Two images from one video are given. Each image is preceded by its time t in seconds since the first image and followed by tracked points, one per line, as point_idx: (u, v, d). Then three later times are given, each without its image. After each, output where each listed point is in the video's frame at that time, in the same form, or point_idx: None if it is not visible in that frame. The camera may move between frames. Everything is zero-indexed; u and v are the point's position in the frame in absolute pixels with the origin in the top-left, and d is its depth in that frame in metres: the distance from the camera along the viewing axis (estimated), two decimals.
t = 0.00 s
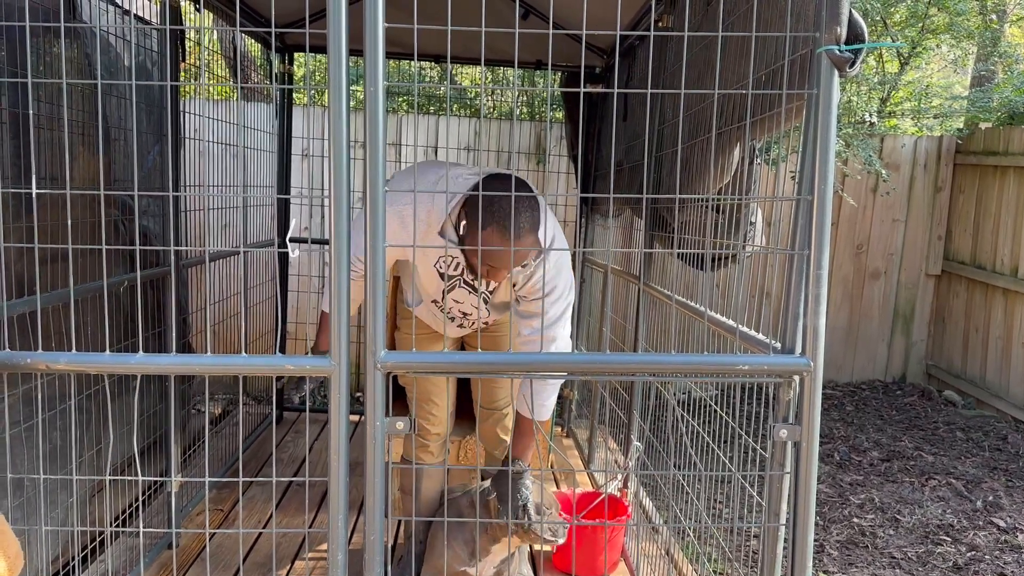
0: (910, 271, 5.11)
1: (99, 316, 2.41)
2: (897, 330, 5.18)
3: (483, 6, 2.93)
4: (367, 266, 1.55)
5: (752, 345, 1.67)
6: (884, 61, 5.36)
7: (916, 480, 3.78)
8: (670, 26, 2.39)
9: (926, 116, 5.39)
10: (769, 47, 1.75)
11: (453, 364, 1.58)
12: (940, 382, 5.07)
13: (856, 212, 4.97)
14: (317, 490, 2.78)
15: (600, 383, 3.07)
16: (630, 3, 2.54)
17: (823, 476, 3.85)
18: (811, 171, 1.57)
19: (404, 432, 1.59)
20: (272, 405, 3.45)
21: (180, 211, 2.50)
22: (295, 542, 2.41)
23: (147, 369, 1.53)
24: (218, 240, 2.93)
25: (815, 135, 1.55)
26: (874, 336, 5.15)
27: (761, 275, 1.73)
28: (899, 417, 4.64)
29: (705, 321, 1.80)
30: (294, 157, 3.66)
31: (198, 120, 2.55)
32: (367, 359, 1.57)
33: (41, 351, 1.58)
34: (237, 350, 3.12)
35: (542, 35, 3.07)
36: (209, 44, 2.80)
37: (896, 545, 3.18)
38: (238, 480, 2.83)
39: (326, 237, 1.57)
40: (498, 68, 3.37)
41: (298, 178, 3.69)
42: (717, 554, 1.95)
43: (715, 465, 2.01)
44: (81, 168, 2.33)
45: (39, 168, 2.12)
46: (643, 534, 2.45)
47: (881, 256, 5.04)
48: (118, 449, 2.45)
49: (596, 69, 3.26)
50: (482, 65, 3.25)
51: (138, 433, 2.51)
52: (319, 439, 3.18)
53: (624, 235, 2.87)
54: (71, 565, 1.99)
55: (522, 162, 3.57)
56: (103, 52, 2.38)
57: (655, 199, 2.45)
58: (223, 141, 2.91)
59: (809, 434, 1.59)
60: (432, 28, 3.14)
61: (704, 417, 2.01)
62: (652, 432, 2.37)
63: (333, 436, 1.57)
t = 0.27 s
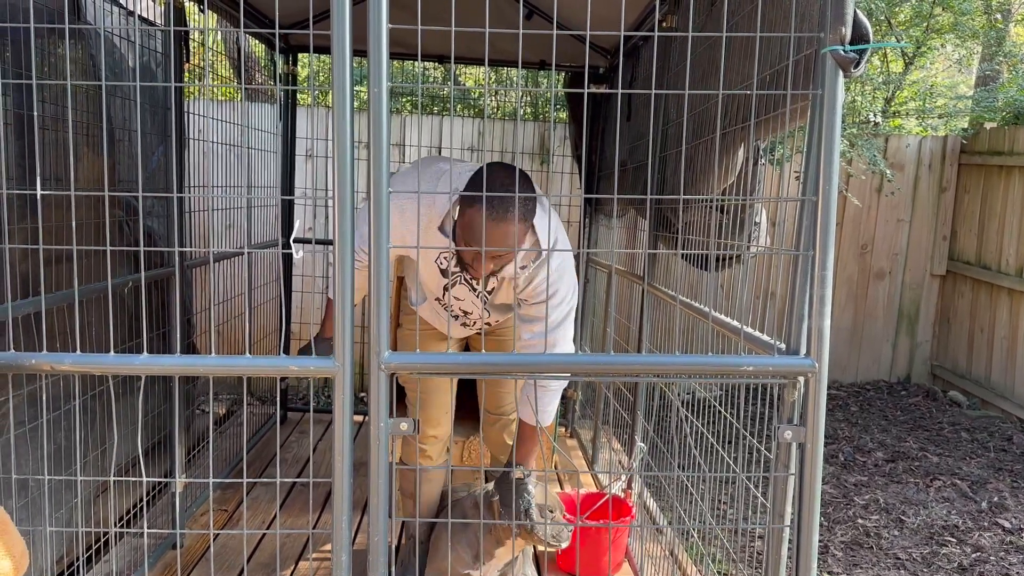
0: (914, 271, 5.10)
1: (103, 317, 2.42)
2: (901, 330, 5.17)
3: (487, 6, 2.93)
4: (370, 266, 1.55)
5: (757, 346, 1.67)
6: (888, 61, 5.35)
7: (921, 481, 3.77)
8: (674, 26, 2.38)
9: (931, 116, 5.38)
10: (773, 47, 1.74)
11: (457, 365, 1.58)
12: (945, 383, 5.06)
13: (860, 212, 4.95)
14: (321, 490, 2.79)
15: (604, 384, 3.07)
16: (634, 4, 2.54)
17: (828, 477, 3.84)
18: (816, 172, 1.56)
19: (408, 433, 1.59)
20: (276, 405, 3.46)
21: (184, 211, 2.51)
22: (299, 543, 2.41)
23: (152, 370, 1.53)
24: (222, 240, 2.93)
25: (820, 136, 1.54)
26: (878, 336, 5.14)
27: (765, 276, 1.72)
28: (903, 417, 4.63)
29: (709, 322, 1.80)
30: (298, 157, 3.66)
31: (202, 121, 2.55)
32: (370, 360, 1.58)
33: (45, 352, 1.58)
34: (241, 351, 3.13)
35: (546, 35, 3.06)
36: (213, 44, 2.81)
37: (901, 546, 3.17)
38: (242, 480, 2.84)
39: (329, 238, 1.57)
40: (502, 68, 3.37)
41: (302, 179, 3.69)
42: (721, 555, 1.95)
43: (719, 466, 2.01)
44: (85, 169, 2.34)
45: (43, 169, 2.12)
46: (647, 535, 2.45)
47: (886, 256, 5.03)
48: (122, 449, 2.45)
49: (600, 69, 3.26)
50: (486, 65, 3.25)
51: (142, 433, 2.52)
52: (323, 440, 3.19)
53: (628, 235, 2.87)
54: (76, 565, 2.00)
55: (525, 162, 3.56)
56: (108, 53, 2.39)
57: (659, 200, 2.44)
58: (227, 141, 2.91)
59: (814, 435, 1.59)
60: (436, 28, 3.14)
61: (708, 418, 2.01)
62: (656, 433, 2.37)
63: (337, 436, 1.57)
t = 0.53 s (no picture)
0: (919, 272, 5.09)
1: (107, 316, 2.42)
2: (906, 331, 5.16)
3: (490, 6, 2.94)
4: (372, 266, 1.55)
5: (761, 346, 1.66)
6: (893, 61, 5.34)
7: (925, 482, 3.76)
8: (678, 26, 2.38)
9: (935, 115, 5.36)
10: (777, 46, 1.74)
11: (459, 365, 1.58)
12: (949, 383, 5.04)
13: (864, 212, 4.95)
14: (325, 490, 2.79)
15: (608, 384, 3.06)
16: (638, 4, 2.54)
17: (832, 477, 3.83)
18: (820, 171, 1.56)
19: (411, 433, 1.59)
20: (280, 405, 3.46)
21: (188, 211, 2.51)
22: (303, 543, 2.41)
23: (155, 370, 1.53)
24: (226, 240, 2.94)
25: (824, 136, 1.54)
26: (883, 336, 5.13)
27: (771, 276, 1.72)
28: (907, 418, 4.61)
29: (714, 322, 1.79)
30: (302, 157, 3.67)
31: (205, 121, 2.56)
32: (373, 360, 1.58)
33: (48, 352, 1.58)
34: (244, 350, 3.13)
35: (549, 34, 3.07)
36: (217, 44, 2.81)
37: (905, 547, 3.16)
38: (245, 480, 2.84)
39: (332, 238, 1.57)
40: (505, 68, 3.37)
41: (305, 178, 3.69)
42: (725, 555, 1.94)
43: (724, 466, 2.01)
44: (89, 170, 2.34)
45: (47, 169, 2.13)
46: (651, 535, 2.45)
47: (890, 256, 5.02)
48: (126, 449, 2.46)
49: (604, 69, 3.25)
50: (489, 66, 3.25)
51: (146, 433, 2.53)
52: (327, 439, 3.19)
53: (632, 235, 2.86)
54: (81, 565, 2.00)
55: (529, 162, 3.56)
56: (112, 53, 2.39)
57: (663, 199, 2.44)
58: (230, 141, 2.91)
59: (819, 435, 1.58)
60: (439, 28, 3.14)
61: (713, 418, 2.01)
62: (660, 434, 2.36)
63: (340, 436, 1.57)
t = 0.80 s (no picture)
0: (923, 272, 5.07)
1: (111, 317, 2.43)
2: (910, 331, 5.14)
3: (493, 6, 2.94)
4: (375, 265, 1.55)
5: (765, 346, 1.66)
6: (896, 60, 5.33)
7: (929, 482, 3.75)
8: (681, 25, 2.38)
9: (940, 115, 5.35)
10: (781, 45, 1.74)
11: (461, 364, 1.58)
12: (953, 384, 5.03)
13: (868, 212, 4.94)
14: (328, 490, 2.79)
15: (611, 385, 3.06)
16: (641, 3, 2.53)
17: (835, 478, 3.82)
18: (824, 171, 1.56)
19: (414, 433, 1.60)
20: (283, 405, 3.46)
21: (191, 211, 2.52)
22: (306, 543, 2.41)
23: (157, 370, 1.53)
24: (229, 240, 2.94)
25: (828, 136, 1.54)
26: (886, 336, 5.12)
27: (774, 276, 1.71)
28: (911, 418, 4.60)
29: (717, 322, 1.79)
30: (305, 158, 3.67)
31: (209, 121, 2.56)
32: (375, 359, 1.58)
33: (51, 352, 1.58)
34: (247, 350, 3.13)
35: (552, 34, 3.07)
36: (220, 45, 2.82)
37: (909, 547, 3.15)
38: (248, 480, 2.84)
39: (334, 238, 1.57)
40: (508, 68, 3.37)
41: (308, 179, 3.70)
42: (729, 556, 1.93)
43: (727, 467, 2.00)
44: (92, 170, 2.35)
45: (51, 169, 2.14)
46: (654, 536, 2.44)
47: (894, 256, 5.01)
48: (129, 449, 2.46)
49: (607, 69, 3.25)
50: (492, 65, 3.25)
51: (149, 433, 2.53)
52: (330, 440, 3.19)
53: (635, 235, 2.85)
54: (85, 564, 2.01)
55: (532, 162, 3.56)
56: (115, 54, 2.40)
57: (666, 199, 2.44)
58: (233, 141, 2.92)
59: (822, 436, 1.58)
60: (442, 28, 3.15)
61: (716, 418, 2.00)
62: (663, 434, 2.36)
63: (343, 436, 1.57)
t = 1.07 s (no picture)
0: (927, 272, 5.06)
1: (115, 317, 2.43)
2: (913, 331, 5.13)
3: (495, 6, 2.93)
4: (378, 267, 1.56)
5: (768, 346, 1.66)
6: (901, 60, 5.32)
7: (933, 483, 3.74)
8: (685, 25, 2.37)
9: (944, 115, 5.34)
10: (784, 46, 1.74)
11: (464, 365, 1.58)
12: (958, 384, 5.01)
13: (872, 213, 4.93)
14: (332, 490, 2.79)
15: (614, 385, 3.05)
16: (645, 3, 2.53)
17: (839, 478, 3.82)
18: (828, 172, 1.55)
19: (417, 433, 1.60)
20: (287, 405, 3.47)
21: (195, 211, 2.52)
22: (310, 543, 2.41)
23: (160, 370, 1.54)
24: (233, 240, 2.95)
25: (832, 137, 1.54)
26: (890, 337, 5.10)
27: (778, 277, 1.71)
28: (915, 419, 4.59)
29: (720, 322, 1.79)
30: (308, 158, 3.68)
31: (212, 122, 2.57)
32: (378, 360, 1.58)
33: (55, 352, 1.59)
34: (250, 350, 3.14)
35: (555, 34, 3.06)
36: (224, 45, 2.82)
37: (913, 548, 3.15)
38: (252, 480, 2.85)
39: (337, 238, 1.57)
40: (511, 69, 3.37)
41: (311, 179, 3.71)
42: (732, 556, 1.93)
43: (730, 467, 2.00)
44: (96, 170, 2.36)
45: (55, 170, 2.14)
46: (658, 536, 2.44)
47: (898, 256, 5.00)
48: (133, 449, 2.47)
49: (610, 69, 3.24)
50: (495, 66, 3.25)
51: (153, 433, 2.54)
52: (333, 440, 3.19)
53: (638, 235, 2.85)
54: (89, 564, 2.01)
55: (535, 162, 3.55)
56: (120, 55, 2.41)
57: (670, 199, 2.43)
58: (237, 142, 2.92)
59: (826, 436, 1.58)
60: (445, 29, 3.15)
61: (719, 419, 2.00)
62: (666, 435, 2.35)
63: (346, 436, 1.58)
